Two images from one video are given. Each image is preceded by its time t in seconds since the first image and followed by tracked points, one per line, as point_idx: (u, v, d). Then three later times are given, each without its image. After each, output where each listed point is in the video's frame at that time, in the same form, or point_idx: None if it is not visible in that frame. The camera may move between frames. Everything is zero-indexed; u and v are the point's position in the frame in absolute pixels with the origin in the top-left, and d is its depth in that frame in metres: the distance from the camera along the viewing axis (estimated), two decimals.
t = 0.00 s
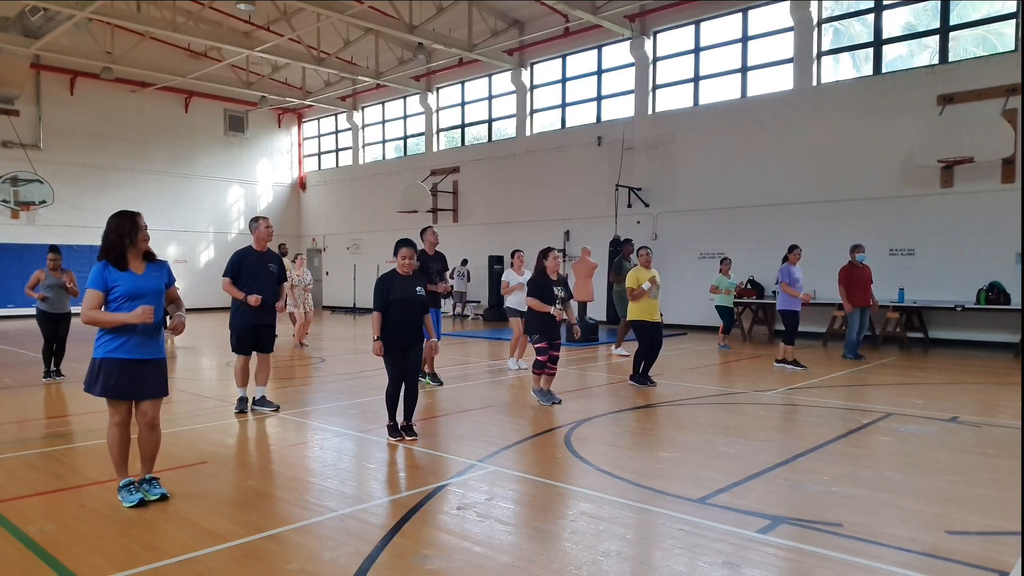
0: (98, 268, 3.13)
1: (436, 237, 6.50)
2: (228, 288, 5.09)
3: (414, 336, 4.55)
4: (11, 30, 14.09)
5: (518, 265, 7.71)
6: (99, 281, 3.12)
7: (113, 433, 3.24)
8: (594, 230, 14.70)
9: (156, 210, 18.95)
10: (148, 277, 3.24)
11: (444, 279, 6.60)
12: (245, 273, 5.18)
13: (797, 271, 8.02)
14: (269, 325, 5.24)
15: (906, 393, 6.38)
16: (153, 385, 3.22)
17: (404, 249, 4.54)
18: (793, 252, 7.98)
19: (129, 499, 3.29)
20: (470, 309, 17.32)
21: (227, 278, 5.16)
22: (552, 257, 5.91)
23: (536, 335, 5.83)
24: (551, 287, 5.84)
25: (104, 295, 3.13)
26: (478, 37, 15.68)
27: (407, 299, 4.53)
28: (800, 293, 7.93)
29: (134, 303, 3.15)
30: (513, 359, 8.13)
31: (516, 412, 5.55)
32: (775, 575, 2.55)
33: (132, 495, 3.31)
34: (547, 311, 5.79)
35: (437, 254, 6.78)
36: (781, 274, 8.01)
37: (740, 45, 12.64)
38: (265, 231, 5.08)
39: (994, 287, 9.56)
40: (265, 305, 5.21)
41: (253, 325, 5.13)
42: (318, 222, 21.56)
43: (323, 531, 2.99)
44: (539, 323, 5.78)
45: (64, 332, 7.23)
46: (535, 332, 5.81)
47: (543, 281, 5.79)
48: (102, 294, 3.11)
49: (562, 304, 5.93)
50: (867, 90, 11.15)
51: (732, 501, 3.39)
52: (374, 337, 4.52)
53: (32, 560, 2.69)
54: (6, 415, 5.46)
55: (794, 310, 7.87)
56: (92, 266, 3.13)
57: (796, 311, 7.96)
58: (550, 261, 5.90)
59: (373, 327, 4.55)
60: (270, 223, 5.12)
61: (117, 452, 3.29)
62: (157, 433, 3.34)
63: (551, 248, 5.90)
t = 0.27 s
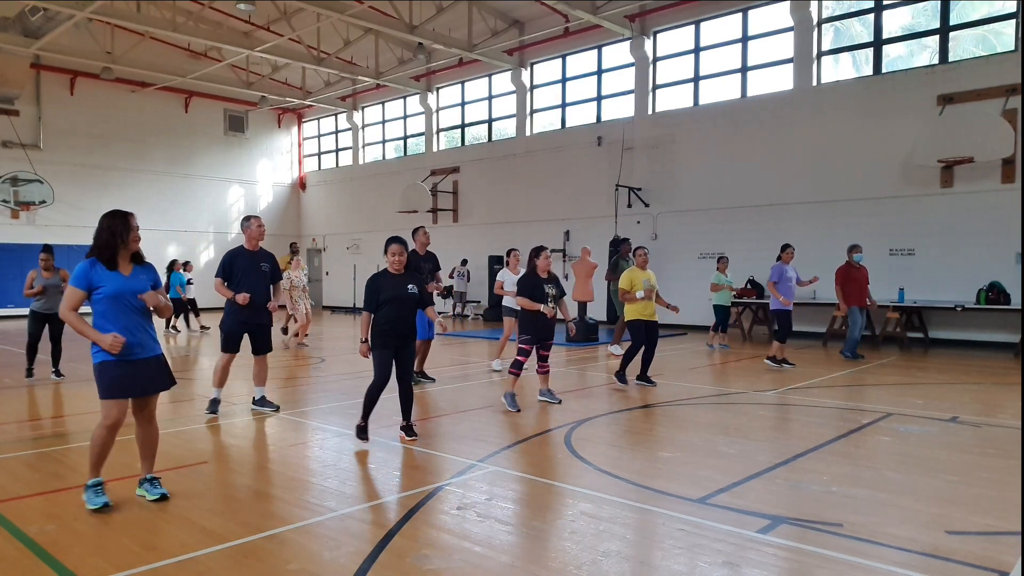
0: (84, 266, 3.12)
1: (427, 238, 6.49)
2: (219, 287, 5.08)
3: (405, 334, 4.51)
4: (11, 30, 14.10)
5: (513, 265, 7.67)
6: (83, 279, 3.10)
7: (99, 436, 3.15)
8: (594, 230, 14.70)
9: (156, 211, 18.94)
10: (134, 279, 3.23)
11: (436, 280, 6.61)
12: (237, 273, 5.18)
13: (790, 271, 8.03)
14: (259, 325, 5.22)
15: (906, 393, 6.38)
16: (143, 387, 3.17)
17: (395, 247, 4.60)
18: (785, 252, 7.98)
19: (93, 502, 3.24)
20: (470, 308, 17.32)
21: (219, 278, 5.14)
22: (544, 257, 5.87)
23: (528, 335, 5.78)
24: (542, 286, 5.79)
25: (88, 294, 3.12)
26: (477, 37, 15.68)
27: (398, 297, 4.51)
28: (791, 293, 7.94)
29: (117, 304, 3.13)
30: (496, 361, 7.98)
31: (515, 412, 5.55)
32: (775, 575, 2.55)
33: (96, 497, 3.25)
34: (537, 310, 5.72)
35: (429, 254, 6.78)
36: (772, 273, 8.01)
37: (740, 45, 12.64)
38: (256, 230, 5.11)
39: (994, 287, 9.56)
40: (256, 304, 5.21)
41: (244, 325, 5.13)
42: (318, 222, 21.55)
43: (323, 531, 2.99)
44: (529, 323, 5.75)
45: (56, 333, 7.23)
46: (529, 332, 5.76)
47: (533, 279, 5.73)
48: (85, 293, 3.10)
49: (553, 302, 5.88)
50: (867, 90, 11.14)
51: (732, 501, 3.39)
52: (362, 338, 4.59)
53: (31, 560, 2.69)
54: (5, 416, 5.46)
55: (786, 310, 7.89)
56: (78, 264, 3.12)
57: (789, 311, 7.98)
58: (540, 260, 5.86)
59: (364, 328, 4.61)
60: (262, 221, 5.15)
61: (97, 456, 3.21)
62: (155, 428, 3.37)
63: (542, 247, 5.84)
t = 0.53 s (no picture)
0: (57, 266, 3.10)
1: (418, 237, 6.50)
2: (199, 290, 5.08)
3: (388, 337, 4.52)
4: (11, 30, 14.11)
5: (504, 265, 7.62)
6: (56, 280, 3.09)
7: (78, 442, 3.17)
8: (594, 230, 14.70)
9: (156, 211, 18.94)
10: (109, 281, 3.22)
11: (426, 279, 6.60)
12: (216, 275, 5.18)
13: (782, 271, 7.96)
14: (241, 326, 5.21)
15: (906, 393, 6.38)
16: (116, 390, 3.16)
17: (377, 248, 4.54)
18: (777, 252, 7.95)
19: (79, 507, 3.19)
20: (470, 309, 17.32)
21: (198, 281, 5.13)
22: (531, 258, 5.84)
23: (513, 338, 5.73)
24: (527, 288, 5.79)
25: (61, 295, 3.11)
26: (478, 37, 15.68)
27: (379, 299, 4.48)
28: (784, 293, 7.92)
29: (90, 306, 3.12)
30: (491, 362, 7.91)
31: (515, 412, 5.55)
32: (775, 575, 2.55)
33: (82, 502, 3.20)
34: (524, 312, 5.72)
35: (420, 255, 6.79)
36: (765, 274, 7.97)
37: (740, 45, 12.64)
38: (236, 231, 5.09)
39: (994, 288, 9.56)
40: (238, 305, 5.20)
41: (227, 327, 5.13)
42: (318, 222, 21.55)
43: (323, 531, 2.99)
44: (517, 325, 5.71)
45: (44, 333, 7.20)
46: (513, 336, 5.71)
47: (517, 281, 5.72)
48: (58, 293, 3.09)
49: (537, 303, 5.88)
50: (867, 90, 11.14)
51: (732, 501, 3.38)
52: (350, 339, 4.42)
53: (31, 560, 2.69)
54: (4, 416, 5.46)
55: (779, 311, 7.92)
56: (51, 264, 3.11)
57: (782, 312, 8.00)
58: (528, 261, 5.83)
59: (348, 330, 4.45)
60: (242, 222, 5.12)
61: (77, 462, 3.20)
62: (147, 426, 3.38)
63: (530, 249, 5.82)
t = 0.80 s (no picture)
0: (42, 266, 3.09)
1: (412, 236, 6.51)
2: (182, 289, 5.08)
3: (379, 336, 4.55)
4: (11, 30, 14.11)
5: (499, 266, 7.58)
6: (42, 280, 3.08)
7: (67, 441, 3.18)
8: (594, 230, 14.70)
9: (155, 211, 18.94)
10: (96, 278, 3.22)
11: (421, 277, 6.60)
12: (199, 273, 5.16)
13: (777, 271, 7.97)
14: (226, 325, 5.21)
15: (906, 393, 6.37)
16: (106, 387, 3.17)
17: (364, 247, 4.46)
18: (772, 253, 7.94)
19: (78, 506, 3.19)
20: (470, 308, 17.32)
21: (181, 280, 5.13)
22: (523, 259, 5.79)
23: (506, 339, 5.73)
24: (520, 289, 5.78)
25: (47, 294, 3.10)
26: (478, 37, 15.67)
27: (369, 300, 4.50)
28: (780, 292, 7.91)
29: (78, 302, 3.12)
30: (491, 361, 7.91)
31: (514, 412, 5.55)
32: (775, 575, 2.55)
33: (81, 501, 3.21)
34: (519, 314, 5.72)
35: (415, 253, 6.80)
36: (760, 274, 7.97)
37: (740, 45, 12.64)
38: (219, 228, 5.06)
39: (994, 287, 9.56)
40: (222, 304, 5.20)
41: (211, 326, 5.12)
42: (318, 222, 21.55)
43: (324, 531, 2.99)
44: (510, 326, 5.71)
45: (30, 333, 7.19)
46: (507, 337, 5.70)
47: (511, 282, 5.72)
48: (45, 293, 3.08)
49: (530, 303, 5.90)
50: (867, 90, 11.15)
51: (732, 501, 3.38)
52: (348, 334, 4.37)
53: (31, 560, 2.69)
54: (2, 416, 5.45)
55: (775, 312, 7.92)
56: (36, 264, 3.09)
57: (778, 312, 8.01)
58: (519, 261, 5.77)
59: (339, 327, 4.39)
60: (225, 220, 5.10)
61: (69, 460, 3.21)
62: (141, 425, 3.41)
63: (521, 249, 5.77)
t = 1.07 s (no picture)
0: (42, 271, 3.09)
1: (413, 237, 6.50)
2: (180, 290, 5.10)
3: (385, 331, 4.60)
4: (11, 30, 14.12)
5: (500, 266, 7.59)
6: (42, 284, 3.08)
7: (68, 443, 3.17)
8: (594, 230, 14.70)
9: (155, 210, 18.93)
10: (96, 282, 3.21)
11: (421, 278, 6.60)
12: (196, 273, 5.18)
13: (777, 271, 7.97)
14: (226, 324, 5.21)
15: (906, 393, 6.38)
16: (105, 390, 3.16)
17: (363, 246, 4.49)
18: (772, 253, 7.94)
19: (79, 507, 3.19)
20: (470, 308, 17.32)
21: (179, 281, 5.14)
22: (522, 256, 5.78)
23: (507, 339, 5.73)
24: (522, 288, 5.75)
25: (48, 299, 3.09)
26: (478, 37, 15.67)
27: (372, 300, 4.51)
28: (780, 293, 7.90)
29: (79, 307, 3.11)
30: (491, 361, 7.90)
31: (512, 412, 5.55)
32: (775, 575, 2.55)
33: (82, 502, 3.20)
34: (522, 313, 5.72)
35: (416, 255, 6.79)
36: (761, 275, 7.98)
37: (740, 45, 12.64)
38: (214, 228, 5.07)
39: (994, 287, 9.56)
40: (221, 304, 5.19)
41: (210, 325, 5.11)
42: (318, 222, 21.55)
43: (324, 531, 2.99)
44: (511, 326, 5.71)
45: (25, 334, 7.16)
46: (508, 337, 5.70)
47: (512, 282, 5.68)
48: (46, 298, 3.07)
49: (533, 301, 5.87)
50: (867, 90, 11.15)
51: (732, 501, 3.38)
52: (365, 328, 4.39)
53: (31, 560, 2.69)
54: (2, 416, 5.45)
55: (773, 313, 7.92)
56: (36, 269, 3.09)
57: (778, 312, 7.99)
58: (519, 259, 5.76)
59: (352, 325, 4.39)
60: (220, 219, 5.03)
61: (69, 461, 3.21)
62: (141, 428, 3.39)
63: (519, 247, 5.76)
